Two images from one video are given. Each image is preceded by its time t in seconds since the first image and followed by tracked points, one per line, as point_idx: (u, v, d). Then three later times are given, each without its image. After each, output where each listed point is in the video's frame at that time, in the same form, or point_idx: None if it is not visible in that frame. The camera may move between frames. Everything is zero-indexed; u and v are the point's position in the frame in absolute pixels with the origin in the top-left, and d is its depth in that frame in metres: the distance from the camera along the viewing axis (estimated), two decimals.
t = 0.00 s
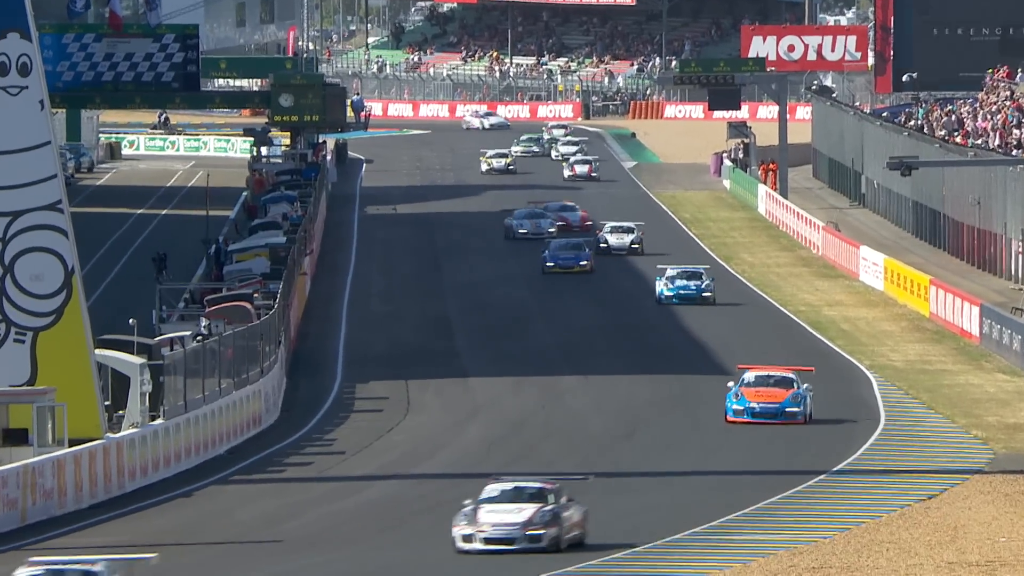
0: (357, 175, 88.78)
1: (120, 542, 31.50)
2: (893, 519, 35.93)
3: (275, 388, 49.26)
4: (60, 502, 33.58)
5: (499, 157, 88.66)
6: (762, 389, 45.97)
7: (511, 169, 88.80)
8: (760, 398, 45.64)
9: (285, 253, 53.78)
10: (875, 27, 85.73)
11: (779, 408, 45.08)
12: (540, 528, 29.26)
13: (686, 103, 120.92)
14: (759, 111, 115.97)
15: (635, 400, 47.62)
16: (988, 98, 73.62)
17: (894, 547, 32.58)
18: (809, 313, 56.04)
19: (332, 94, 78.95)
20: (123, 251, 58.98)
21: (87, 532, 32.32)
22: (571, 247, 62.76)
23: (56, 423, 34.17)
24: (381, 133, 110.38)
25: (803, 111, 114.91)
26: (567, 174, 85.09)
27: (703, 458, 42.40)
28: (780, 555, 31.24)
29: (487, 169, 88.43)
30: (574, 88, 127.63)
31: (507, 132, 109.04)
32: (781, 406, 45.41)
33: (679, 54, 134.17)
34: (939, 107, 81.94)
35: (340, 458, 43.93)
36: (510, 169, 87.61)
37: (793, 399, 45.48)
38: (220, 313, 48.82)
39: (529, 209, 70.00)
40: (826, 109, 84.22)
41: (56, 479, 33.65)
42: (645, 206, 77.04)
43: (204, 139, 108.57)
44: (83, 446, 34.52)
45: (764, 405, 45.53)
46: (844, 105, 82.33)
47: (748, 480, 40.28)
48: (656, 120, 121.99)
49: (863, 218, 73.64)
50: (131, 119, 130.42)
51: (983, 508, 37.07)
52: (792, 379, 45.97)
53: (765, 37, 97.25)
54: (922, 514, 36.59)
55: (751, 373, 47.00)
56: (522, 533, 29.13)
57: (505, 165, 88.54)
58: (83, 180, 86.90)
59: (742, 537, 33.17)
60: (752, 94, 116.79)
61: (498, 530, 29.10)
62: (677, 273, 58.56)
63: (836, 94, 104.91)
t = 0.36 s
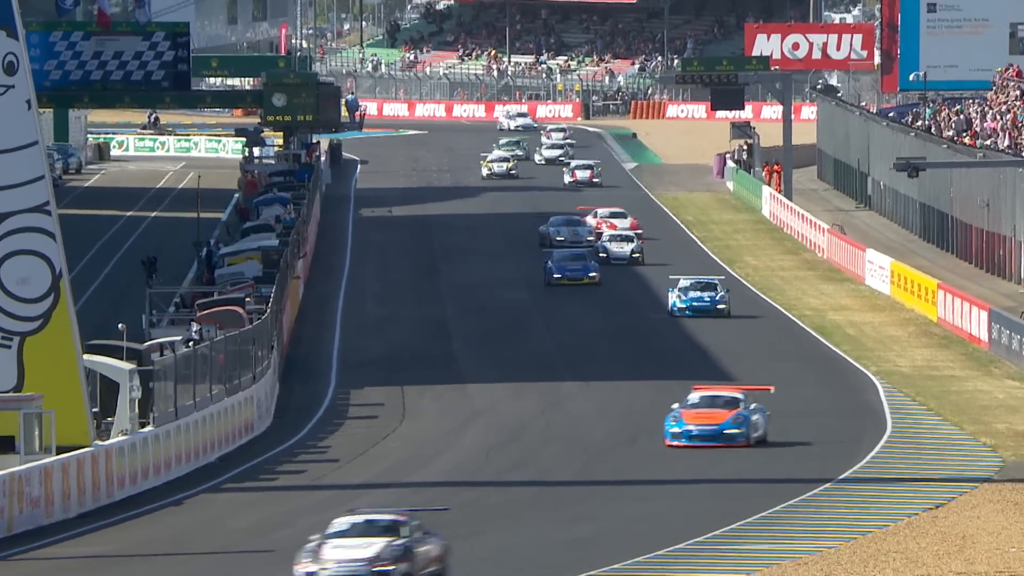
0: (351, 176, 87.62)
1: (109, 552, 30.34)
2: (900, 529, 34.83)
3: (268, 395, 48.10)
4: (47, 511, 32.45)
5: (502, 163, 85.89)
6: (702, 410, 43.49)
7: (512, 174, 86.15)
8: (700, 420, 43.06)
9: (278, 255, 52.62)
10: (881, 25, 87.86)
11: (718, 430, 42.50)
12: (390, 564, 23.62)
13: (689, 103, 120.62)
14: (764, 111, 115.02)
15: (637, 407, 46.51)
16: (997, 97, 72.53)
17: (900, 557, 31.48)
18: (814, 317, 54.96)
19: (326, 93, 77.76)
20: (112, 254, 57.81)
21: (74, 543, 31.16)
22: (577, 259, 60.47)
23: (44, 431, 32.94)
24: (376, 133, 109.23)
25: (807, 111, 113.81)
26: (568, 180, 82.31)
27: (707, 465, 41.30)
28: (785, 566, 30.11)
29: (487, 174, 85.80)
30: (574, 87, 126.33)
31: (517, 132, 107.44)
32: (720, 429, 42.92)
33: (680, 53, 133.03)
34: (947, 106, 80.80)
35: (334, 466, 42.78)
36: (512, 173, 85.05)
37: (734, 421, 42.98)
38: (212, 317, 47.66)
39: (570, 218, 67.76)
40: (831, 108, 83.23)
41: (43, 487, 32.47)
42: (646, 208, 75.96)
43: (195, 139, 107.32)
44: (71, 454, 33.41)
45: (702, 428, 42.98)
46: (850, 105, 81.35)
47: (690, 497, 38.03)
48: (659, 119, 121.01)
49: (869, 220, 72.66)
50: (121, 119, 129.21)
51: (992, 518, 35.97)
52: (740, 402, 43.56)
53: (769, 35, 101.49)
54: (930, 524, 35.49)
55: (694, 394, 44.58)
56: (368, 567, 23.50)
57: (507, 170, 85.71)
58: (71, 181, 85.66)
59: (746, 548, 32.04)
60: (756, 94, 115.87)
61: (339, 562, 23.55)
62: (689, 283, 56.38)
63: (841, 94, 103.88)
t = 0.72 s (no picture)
0: (346, 174, 86.52)
1: (97, 559, 29.18)
2: (909, 535, 33.64)
3: (262, 398, 46.96)
4: (35, 518, 31.25)
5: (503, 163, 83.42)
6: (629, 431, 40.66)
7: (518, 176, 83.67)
8: (628, 440, 40.15)
9: (272, 255, 51.44)
10: (889, 20, 86.18)
11: (648, 451, 39.66)
12: None
13: (693, 99, 118.37)
14: (770, 107, 113.79)
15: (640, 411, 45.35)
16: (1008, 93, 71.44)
17: (911, 565, 30.32)
18: (821, 319, 53.85)
19: (322, 89, 76.76)
20: (103, 254, 56.64)
21: (63, 550, 30.02)
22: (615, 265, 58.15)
23: (32, 435, 31.70)
24: (374, 131, 108.05)
25: (814, 107, 112.51)
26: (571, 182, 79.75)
27: (713, 471, 40.13)
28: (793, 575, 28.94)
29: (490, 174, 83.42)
30: (575, 84, 124.73)
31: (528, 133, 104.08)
32: (651, 449, 40.08)
33: (684, 47, 131.68)
34: (957, 103, 79.55)
35: (330, 471, 41.63)
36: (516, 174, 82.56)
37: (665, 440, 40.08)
38: (204, 319, 46.49)
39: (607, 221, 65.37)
40: (838, 105, 82.18)
41: (31, 492, 31.29)
42: (649, 207, 74.81)
43: (186, 136, 106.26)
44: (61, 458, 32.18)
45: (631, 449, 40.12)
46: (857, 101, 80.26)
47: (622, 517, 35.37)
48: (661, 116, 119.38)
49: (877, 219, 71.60)
50: (114, 115, 128.13)
51: (1004, 524, 34.79)
52: (668, 420, 40.70)
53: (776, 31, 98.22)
54: (939, 530, 34.32)
55: (619, 412, 41.87)
56: None
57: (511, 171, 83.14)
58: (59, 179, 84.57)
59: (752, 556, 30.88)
60: (761, 90, 114.70)
61: None
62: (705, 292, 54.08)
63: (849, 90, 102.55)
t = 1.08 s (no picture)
0: (342, 174, 85.52)
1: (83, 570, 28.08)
2: (919, 544, 32.51)
3: (256, 404, 45.85)
4: (24, 526, 30.22)
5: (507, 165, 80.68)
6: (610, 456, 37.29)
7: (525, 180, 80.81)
8: (607, 465, 36.95)
9: (267, 257, 50.31)
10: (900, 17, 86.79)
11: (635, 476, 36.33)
12: None
13: (697, 98, 117.69)
14: (775, 106, 112.94)
15: (644, 416, 44.26)
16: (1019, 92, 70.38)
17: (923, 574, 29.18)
18: (829, 322, 52.79)
19: (317, 88, 76.25)
20: (94, 256, 55.54)
21: (48, 562, 28.91)
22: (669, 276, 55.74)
23: (22, 441, 30.74)
24: (371, 130, 106.99)
25: (822, 106, 111.50)
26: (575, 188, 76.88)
27: (718, 478, 39.01)
28: None
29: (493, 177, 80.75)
30: (577, 81, 124.41)
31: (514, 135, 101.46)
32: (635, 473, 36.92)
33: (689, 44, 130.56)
34: (967, 101, 78.43)
35: (325, 479, 40.51)
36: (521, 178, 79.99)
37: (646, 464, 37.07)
38: (197, 322, 45.37)
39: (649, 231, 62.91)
40: (847, 103, 81.22)
41: (21, 500, 30.30)
42: (652, 208, 73.75)
43: (179, 136, 105.25)
44: (51, 465, 31.25)
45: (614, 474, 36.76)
46: (866, 99, 79.29)
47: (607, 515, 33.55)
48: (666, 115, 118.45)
49: (886, 220, 70.66)
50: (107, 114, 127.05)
51: (1018, 532, 33.67)
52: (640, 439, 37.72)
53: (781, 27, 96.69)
54: (951, 538, 33.20)
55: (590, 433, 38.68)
56: None
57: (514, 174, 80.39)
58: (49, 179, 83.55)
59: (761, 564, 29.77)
60: (767, 88, 113.80)
61: None
62: (723, 304, 51.75)
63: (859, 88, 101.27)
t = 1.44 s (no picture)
0: (337, 173, 84.47)
1: None
2: (928, 552, 31.45)
3: (249, 408, 44.80)
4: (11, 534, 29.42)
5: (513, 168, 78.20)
6: (632, 481, 33.81)
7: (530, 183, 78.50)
8: (632, 490, 33.50)
9: (260, 258, 49.22)
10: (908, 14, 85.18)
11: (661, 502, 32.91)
12: None
13: (701, 96, 116.84)
14: (781, 103, 112.05)
15: (646, 421, 43.24)
16: None
17: None
18: (835, 325, 51.76)
19: (313, 84, 74.44)
20: (84, 257, 54.49)
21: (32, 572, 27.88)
22: (702, 286, 53.36)
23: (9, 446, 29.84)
24: (367, 128, 105.92)
25: (827, 103, 110.51)
26: (579, 191, 74.78)
27: (722, 485, 37.96)
28: None
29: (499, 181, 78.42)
30: (577, 78, 123.50)
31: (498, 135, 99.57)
32: (661, 500, 33.47)
33: (693, 41, 129.43)
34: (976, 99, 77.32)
35: (321, 485, 39.46)
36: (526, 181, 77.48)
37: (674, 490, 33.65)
38: (189, 325, 44.29)
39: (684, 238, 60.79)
40: (853, 101, 80.22)
41: (7, 507, 29.46)
42: (653, 208, 72.75)
43: (170, 134, 104.07)
44: (39, 470, 30.37)
45: (638, 499, 33.31)
46: (873, 97, 78.31)
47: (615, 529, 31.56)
48: (669, 113, 118.08)
49: (894, 220, 69.73)
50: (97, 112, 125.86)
51: None
52: (667, 465, 34.34)
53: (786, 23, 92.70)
54: (960, 546, 32.11)
55: (608, 457, 35.16)
56: None
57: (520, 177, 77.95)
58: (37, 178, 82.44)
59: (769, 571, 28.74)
60: (773, 85, 112.87)
61: None
62: (739, 316, 49.59)
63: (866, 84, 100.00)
